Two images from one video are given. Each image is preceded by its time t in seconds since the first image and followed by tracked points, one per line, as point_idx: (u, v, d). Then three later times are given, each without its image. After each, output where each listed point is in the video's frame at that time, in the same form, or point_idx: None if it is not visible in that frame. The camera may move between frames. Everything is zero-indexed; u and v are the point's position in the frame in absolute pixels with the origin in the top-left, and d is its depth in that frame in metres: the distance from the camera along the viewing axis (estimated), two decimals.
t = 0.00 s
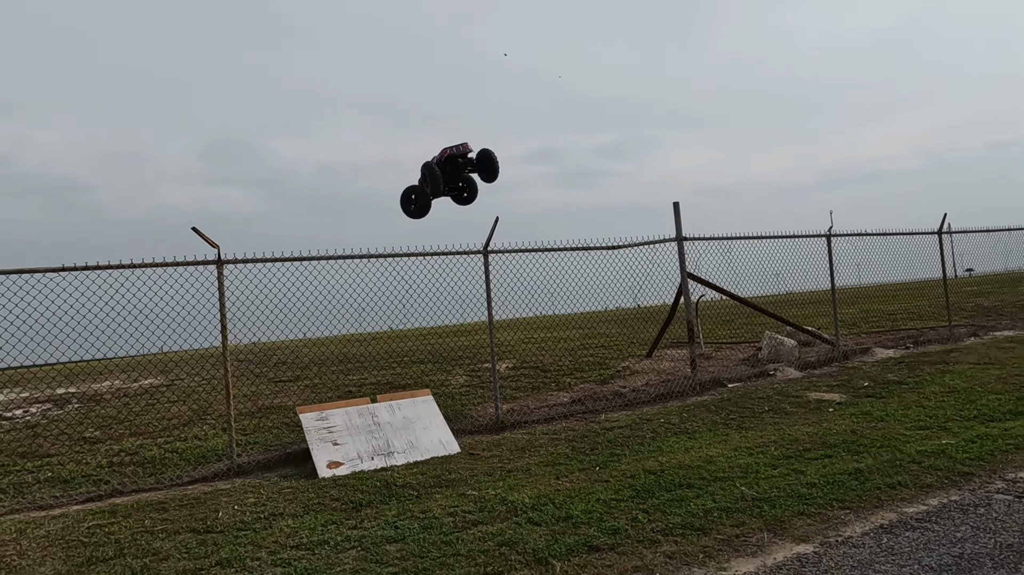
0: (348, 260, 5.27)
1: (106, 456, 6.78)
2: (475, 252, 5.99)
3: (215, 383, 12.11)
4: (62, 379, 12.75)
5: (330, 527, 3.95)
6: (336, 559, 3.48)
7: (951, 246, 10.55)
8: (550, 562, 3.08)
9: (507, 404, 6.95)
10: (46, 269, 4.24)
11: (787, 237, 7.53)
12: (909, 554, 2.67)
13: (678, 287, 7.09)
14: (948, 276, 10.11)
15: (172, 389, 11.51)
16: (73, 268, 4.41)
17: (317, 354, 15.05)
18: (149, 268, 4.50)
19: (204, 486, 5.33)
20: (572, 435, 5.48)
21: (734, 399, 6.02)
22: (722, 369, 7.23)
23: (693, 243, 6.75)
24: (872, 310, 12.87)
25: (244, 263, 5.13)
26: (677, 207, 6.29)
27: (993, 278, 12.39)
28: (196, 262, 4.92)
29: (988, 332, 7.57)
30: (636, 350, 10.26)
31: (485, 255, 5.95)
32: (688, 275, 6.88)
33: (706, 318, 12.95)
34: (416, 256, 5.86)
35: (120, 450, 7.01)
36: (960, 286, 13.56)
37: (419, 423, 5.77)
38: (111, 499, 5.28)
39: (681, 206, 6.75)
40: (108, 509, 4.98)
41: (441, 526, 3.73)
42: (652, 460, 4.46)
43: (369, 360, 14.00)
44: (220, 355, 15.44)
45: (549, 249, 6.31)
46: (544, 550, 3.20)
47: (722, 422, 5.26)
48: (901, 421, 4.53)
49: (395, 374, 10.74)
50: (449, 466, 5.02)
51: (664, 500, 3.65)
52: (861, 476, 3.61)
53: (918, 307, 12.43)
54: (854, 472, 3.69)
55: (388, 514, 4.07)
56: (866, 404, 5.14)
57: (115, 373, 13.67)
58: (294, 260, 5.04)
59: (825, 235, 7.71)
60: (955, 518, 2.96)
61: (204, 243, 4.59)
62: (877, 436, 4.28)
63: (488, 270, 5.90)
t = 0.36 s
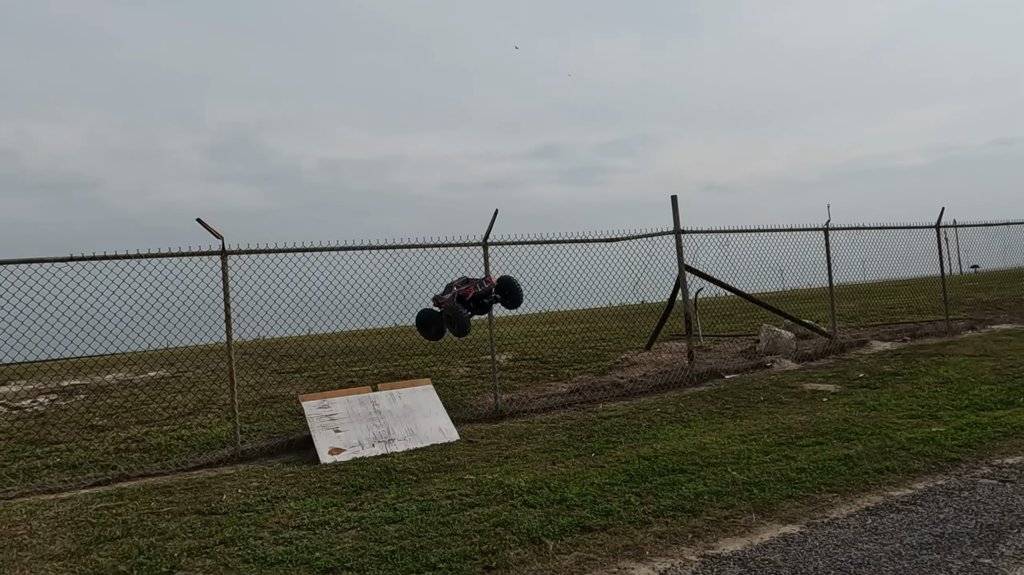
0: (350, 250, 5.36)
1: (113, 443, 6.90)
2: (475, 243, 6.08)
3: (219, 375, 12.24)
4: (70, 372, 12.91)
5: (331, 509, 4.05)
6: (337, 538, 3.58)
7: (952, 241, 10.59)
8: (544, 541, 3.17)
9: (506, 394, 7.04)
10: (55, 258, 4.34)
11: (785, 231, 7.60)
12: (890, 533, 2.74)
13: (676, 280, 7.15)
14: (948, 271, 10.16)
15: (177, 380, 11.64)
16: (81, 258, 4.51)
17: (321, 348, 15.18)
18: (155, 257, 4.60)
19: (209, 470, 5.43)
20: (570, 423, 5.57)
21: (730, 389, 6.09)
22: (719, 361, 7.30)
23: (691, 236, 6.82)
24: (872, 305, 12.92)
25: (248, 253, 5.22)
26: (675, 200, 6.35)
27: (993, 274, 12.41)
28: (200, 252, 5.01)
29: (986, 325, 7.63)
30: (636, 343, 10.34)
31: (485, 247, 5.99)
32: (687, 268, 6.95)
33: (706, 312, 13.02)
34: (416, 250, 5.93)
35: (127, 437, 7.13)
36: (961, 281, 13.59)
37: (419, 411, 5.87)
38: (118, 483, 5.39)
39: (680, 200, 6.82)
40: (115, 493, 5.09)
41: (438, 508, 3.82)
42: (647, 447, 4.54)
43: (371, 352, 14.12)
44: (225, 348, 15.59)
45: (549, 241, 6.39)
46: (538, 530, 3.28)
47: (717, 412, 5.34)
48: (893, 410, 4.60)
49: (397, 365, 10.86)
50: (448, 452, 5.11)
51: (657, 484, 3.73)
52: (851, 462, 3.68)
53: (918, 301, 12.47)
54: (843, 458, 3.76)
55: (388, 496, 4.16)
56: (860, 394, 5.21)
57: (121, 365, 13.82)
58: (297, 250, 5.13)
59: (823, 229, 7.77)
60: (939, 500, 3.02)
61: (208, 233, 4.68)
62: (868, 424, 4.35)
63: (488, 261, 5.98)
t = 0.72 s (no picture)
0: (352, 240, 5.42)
1: (120, 430, 7.00)
2: (476, 235, 6.14)
3: (225, 366, 12.35)
4: (77, 364, 13.06)
5: (333, 492, 4.13)
6: (339, 519, 3.65)
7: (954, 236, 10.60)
8: (539, 521, 3.23)
9: (507, 384, 7.10)
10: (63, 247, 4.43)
11: (785, 224, 7.63)
12: (879, 514, 2.79)
13: (677, 273, 7.19)
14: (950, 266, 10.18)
15: (183, 371, 11.76)
16: (88, 247, 4.59)
17: (325, 341, 15.29)
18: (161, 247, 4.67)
19: (214, 456, 5.52)
20: (569, 412, 5.63)
21: (729, 380, 6.14)
22: (719, 353, 7.35)
23: (690, 229, 6.86)
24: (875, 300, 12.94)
25: (252, 243, 5.29)
26: (675, 193, 6.40)
27: (997, 269, 12.40)
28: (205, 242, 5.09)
29: (986, 319, 7.66)
30: (637, 336, 10.40)
31: (485, 239, 6.11)
32: (687, 260, 7.00)
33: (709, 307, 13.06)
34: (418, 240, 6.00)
35: (134, 425, 7.23)
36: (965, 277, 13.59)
37: (421, 400, 5.94)
38: (125, 468, 5.48)
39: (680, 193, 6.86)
40: (122, 477, 5.19)
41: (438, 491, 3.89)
42: (645, 434, 4.60)
43: (375, 345, 14.22)
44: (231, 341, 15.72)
45: (550, 233, 6.45)
46: (535, 512, 3.35)
47: (715, 401, 5.39)
48: (889, 399, 4.65)
49: (400, 357, 10.95)
50: (449, 439, 5.18)
51: (653, 469, 3.79)
52: (844, 448, 3.73)
53: (921, 296, 12.48)
54: (837, 444, 3.81)
55: (389, 480, 4.24)
56: (857, 384, 5.26)
57: (127, 358, 13.95)
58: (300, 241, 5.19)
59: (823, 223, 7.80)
60: (929, 484, 3.07)
61: (213, 223, 4.75)
62: (864, 413, 4.39)
63: (489, 252, 6.05)
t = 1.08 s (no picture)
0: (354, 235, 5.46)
1: (125, 424, 7.06)
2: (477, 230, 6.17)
3: (228, 361, 12.43)
4: (82, 359, 13.15)
5: (335, 483, 4.17)
6: (340, 509, 3.70)
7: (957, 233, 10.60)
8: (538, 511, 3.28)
9: (508, 379, 7.15)
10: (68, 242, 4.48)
11: (786, 220, 7.65)
12: (872, 505, 2.82)
13: (677, 269, 7.22)
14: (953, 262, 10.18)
15: (187, 366, 11.85)
16: (93, 242, 4.64)
17: (328, 336, 15.37)
18: (164, 242, 4.72)
19: (217, 448, 5.58)
20: (569, 406, 5.67)
21: (729, 375, 6.17)
22: (720, 348, 7.38)
23: (691, 225, 6.89)
24: (877, 297, 12.94)
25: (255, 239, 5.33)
26: (676, 189, 6.41)
27: (1000, 266, 12.39)
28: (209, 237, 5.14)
29: (987, 315, 7.67)
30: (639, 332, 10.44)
31: (486, 235, 6.14)
32: (687, 256, 7.03)
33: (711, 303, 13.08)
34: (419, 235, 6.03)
35: (138, 418, 7.29)
36: (968, 274, 13.58)
37: (422, 393, 5.98)
38: (130, 460, 5.54)
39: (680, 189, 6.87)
40: (127, 468, 5.25)
41: (438, 483, 3.94)
42: (644, 427, 4.64)
43: (378, 341, 14.29)
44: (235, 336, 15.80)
45: (550, 228, 6.48)
46: (533, 502, 3.39)
47: (714, 396, 5.42)
48: (888, 394, 4.67)
49: (403, 352, 11.00)
50: (450, 432, 5.23)
51: (651, 461, 3.83)
52: (840, 441, 3.76)
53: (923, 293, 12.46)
54: (834, 437, 3.84)
55: (389, 472, 4.28)
56: (856, 379, 5.28)
57: (132, 354, 14.04)
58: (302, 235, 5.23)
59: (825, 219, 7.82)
60: (923, 476, 3.10)
61: (217, 218, 4.80)
62: (862, 407, 4.42)
63: (490, 247, 6.09)
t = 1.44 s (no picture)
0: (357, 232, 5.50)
1: (129, 419, 7.11)
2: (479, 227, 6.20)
3: (232, 358, 12.50)
4: (88, 356, 13.25)
5: (337, 477, 4.21)
6: (341, 503, 3.73)
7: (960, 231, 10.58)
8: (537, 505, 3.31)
9: (510, 376, 7.18)
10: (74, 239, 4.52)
11: (788, 218, 7.66)
12: (869, 500, 2.84)
13: (679, 266, 7.23)
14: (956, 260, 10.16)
15: (192, 363, 11.92)
16: (98, 239, 4.69)
17: (332, 333, 15.43)
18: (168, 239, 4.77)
19: (221, 444, 5.62)
20: (571, 402, 5.69)
21: (730, 372, 6.18)
22: (721, 346, 7.40)
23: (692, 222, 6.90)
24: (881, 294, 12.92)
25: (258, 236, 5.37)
26: (677, 187, 6.43)
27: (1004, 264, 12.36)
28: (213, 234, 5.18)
29: (990, 313, 7.66)
30: (641, 330, 10.45)
31: (488, 232, 6.16)
32: (689, 254, 7.04)
33: (714, 301, 13.09)
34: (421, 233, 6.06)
35: (143, 414, 7.35)
36: (971, 272, 13.56)
37: (424, 389, 6.02)
38: (134, 454, 5.59)
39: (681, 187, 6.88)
40: (132, 463, 5.29)
41: (439, 477, 3.97)
42: (644, 423, 4.66)
43: (381, 338, 14.34)
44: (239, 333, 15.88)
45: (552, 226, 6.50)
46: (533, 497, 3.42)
47: (715, 393, 5.44)
48: (888, 391, 4.68)
49: (405, 349, 11.05)
50: (452, 428, 5.26)
51: (650, 457, 3.85)
52: (839, 437, 3.78)
53: (926, 291, 12.46)
54: (833, 434, 3.85)
55: (391, 467, 4.31)
56: (857, 376, 5.30)
57: (136, 351, 14.12)
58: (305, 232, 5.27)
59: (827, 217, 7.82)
60: (921, 472, 3.11)
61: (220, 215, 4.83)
62: (862, 404, 4.43)
63: (492, 245, 6.11)
